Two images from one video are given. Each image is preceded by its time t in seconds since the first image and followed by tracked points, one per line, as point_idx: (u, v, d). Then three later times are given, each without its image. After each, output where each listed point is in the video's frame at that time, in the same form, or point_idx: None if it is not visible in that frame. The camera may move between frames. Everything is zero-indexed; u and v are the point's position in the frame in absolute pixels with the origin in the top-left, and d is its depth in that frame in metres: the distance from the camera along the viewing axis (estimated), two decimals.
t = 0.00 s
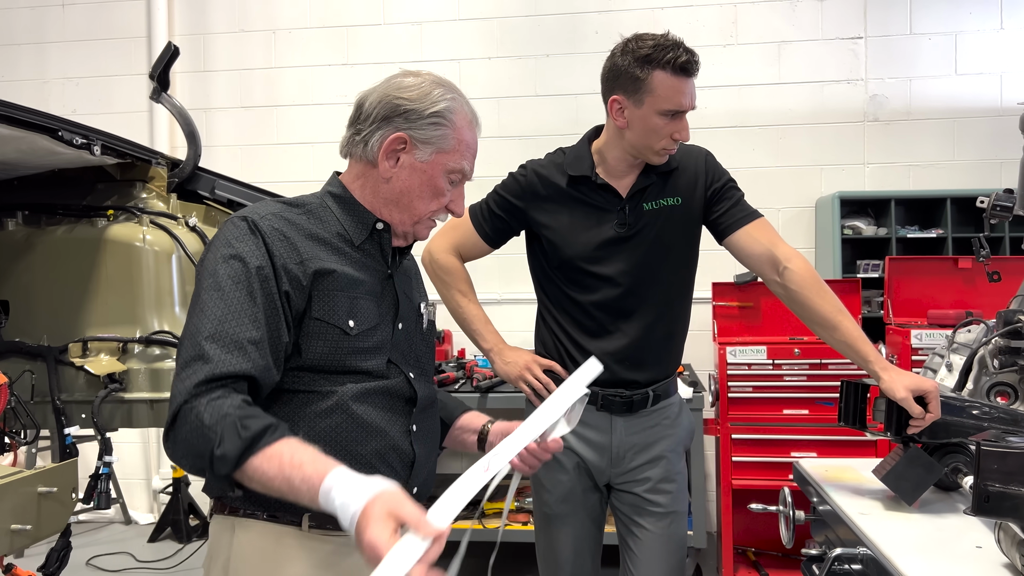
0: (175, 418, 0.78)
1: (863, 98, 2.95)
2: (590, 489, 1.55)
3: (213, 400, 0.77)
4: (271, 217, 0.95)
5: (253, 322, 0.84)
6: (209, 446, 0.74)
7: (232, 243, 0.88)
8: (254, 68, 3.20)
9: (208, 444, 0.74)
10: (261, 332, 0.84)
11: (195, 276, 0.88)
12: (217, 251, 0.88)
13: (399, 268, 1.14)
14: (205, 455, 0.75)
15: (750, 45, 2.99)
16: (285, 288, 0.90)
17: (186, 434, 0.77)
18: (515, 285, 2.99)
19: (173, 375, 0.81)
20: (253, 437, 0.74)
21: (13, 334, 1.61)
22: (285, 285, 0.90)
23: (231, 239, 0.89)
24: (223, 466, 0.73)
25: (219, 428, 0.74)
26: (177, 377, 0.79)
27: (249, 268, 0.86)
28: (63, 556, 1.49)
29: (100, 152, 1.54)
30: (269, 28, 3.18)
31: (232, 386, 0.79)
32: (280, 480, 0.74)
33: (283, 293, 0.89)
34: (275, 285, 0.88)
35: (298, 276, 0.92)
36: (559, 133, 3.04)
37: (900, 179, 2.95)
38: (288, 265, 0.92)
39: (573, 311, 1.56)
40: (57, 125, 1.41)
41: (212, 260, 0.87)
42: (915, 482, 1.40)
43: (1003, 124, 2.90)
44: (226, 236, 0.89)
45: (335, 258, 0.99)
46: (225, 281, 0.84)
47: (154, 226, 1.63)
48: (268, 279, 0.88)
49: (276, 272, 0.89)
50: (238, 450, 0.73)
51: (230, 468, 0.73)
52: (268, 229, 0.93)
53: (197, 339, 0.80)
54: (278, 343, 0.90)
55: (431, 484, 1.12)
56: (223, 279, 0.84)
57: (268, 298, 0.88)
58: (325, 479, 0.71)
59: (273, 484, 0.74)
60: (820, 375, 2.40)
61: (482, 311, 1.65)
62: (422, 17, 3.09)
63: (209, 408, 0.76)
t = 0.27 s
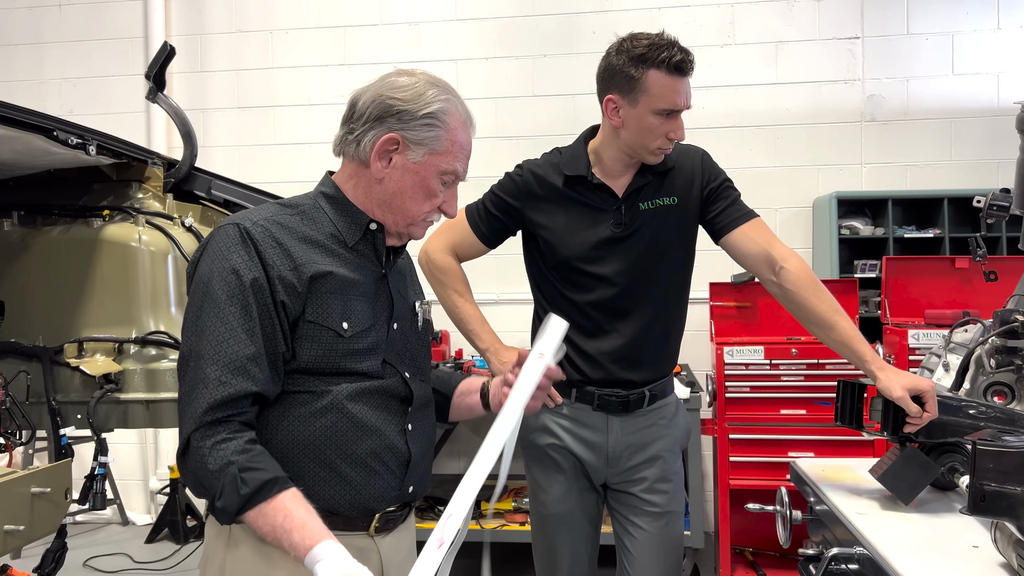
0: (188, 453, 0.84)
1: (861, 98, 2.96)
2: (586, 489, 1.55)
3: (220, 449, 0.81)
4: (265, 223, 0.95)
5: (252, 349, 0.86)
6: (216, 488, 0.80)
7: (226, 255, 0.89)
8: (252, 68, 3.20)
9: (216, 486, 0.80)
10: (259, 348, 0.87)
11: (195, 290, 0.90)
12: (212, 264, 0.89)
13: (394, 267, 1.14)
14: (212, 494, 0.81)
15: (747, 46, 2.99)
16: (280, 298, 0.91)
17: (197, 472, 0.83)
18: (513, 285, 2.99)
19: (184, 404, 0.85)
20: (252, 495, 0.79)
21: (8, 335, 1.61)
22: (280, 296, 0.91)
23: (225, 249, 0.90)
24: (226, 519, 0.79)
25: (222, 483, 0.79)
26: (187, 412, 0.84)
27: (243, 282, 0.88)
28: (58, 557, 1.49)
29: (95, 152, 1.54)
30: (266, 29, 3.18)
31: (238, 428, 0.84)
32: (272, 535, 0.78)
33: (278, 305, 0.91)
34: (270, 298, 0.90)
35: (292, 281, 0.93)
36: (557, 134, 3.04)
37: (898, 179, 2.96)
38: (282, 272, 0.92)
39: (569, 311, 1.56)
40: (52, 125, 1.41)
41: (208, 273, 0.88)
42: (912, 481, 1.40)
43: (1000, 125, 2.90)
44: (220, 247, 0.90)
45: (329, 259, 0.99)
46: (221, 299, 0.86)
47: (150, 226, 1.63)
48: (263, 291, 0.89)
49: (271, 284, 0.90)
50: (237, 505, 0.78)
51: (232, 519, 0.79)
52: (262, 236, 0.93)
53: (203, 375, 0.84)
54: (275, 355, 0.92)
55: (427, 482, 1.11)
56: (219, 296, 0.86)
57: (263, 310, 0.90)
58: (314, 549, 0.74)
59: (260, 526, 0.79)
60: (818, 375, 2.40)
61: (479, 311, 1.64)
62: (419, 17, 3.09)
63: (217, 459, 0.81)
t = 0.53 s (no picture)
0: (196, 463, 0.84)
1: (860, 98, 2.96)
2: (586, 489, 1.54)
3: (234, 463, 0.83)
4: (263, 225, 0.95)
5: (256, 357, 0.87)
6: (231, 502, 0.82)
7: (227, 259, 0.89)
8: (250, 69, 3.19)
9: (231, 499, 0.82)
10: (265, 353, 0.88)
11: (196, 293, 0.89)
12: (213, 268, 0.89)
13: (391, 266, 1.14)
14: (227, 508, 0.83)
15: (746, 45, 2.99)
16: (281, 302, 0.91)
17: (206, 483, 0.83)
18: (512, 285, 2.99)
19: (189, 412, 0.86)
20: (274, 515, 0.82)
21: (7, 335, 1.60)
22: (281, 299, 0.91)
23: (226, 253, 0.90)
24: (245, 536, 0.81)
25: (240, 501, 0.81)
26: (195, 422, 0.84)
27: (245, 286, 0.88)
28: (57, 557, 1.50)
29: (94, 153, 1.54)
30: (265, 29, 3.18)
31: (247, 440, 0.85)
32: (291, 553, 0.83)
33: (279, 308, 0.91)
34: (272, 302, 0.90)
35: (291, 284, 0.93)
36: (556, 133, 3.04)
37: (897, 179, 2.95)
38: (282, 275, 0.92)
39: (568, 311, 1.56)
40: (50, 125, 1.41)
41: (210, 278, 0.88)
42: (912, 481, 1.40)
43: (999, 124, 2.90)
44: (220, 250, 0.90)
45: (326, 260, 0.99)
46: (224, 305, 0.86)
47: (149, 226, 1.63)
48: (264, 294, 0.89)
49: (272, 287, 0.90)
50: (259, 525, 0.81)
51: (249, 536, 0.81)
52: (262, 239, 0.93)
53: (210, 386, 0.84)
54: (276, 359, 0.92)
55: (426, 481, 1.12)
56: (221, 301, 0.86)
57: (264, 313, 0.90)
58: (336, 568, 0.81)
59: (282, 546, 0.83)
60: (817, 375, 2.39)
61: (478, 312, 1.65)
62: (418, 17, 3.09)
63: (232, 475, 0.82)
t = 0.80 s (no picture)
0: (203, 465, 0.84)
1: (860, 97, 2.96)
2: (586, 489, 1.54)
3: (247, 466, 0.83)
4: (264, 225, 0.95)
5: (262, 359, 0.87)
6: (245, 506, 0.83)
7: (229, 259, 0.89)
8: (250, 69, 3.19)
9: (245, 503, 0.83)
10: (270, 353, 0.88)
11: (197, 293, 0.89)
12: (215, 268, 0.88)
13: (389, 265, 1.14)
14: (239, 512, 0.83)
15: (746, 45, 2.99)
16: (284, 302, 0.91)
17: (216, 485, 0.83)
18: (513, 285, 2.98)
19: (194, 414, 0.85)
20: (290, 516, 0.84)
21: (8, 336, 1.60)
22: (284, 300, 0.91)
23: (228, 254, 0.89)
24: (260, 539, 0.83)
25: (256, 505, 0.82)
26: (202, 423, 0.84)
27: (249, 287, 0.88)
28: (58, 558, 1.50)
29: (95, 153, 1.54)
30: (264, 29, 3.18)
31: (256, 442, 0.86)
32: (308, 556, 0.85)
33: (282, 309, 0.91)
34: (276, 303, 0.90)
35: (293, 285, 0.93)
36: (556, 133, 3.04)
37: (897, 178, 2.95)
38: (283, 276, 0.92)
39: (568, 310, 1.56)
40: (50, 125, 1.41)
41: (213, 278, 0.88)
42: (913, 480, 1.40)
43: (1000, 124, 2.90)
44: (222, 251, 0.90)
45: (326, 259, 0.99)
46: (228, 306, 0.86)
47: (149, 226, 1.63)
48: (268, 295, 0.89)
49: (275, 288, 0.90)
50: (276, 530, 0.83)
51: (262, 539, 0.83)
52: (263, 240, 0.93)
53: (219, 388, 0.84)
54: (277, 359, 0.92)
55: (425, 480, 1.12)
56: (225, 302, 0.86)
57: (266, 313, 0.90)
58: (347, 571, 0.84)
59: (294, 551, 0.85)
60: (818, 375, 2.39)
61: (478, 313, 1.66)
62: (418, 17, 3.09)
63: (245, 479, 0.83)
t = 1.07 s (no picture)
0: (203, 468, 0.84)
1: (860, 97, 2.96)
2: (586, 489, 1.54)
3: (250, 468, 0.83)
4: (260, 228, 0.95)
5: (261, 361, 0.87)
6: (248, 506, 0.83)
7: (226, 262, 0.89)
8: (250, 69, 3.19)
9: (248, 503, 0.83)
10: (269, 355, 0.88)
11: (195, 297, 0.89)
12: (212, 271, 0.88)
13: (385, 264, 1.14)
14: (241, 513, 0.83)
15: (746, 45, 2.99)
16: (281, 304, 0.91)
17: (217, 488, 0.83)
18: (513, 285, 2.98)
19: (193, 417, 0.85)
20: (293, 515, 0.84)
21: (8, 336, 1.60)
22: (283, 302, 0.91)
23: (225, 257, 0.89)
24: (263, 540, 0.82)
25: (259, 504, 0.82)
26: (202, 427, 0.84)
27: (246, 289, 0.88)
28: (58, 558, 1.50)
29: (95, 153, 1.54)
30: (264, 29, 3.18)
31: (257, 444, 0.85)
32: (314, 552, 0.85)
33: (279, 312, 0.91)
34: (274, 305, 0.90)
35: (290, 287, 0.93)
36: (556, 133, 3.04)
37: (897, 178, 2.95)
38: (280, 278, 0.92)
39: (567, 310, 1.56)
40: (50, 125, 1.41)
41: (210, 282, 0.88)
42: (913, 480, 1.40)
43: (1000, 124, 2.90)
44: (219, 254, 0.90)
45: (322, 261, 0.98)
46: (226, 308, 0.86)
47: (149, 226, 1.63)
48: (265, 297, 0.89)
49: (272, 290, 0.90)
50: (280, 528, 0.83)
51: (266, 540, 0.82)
52: (260, 242, 0.93)
53: (219, 391, 0.84)
54: (276, 361, 0.92)
55: (423, 480, 1.12)
56: (223, 305, 0.86)
57: (264, 315, 0.90)
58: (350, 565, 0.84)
59: (301, 550, 0.84)
60: (818, 375, 2.39)
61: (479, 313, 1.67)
62: (418, 17, 3.09)
63: (247, 481, 0.83)
